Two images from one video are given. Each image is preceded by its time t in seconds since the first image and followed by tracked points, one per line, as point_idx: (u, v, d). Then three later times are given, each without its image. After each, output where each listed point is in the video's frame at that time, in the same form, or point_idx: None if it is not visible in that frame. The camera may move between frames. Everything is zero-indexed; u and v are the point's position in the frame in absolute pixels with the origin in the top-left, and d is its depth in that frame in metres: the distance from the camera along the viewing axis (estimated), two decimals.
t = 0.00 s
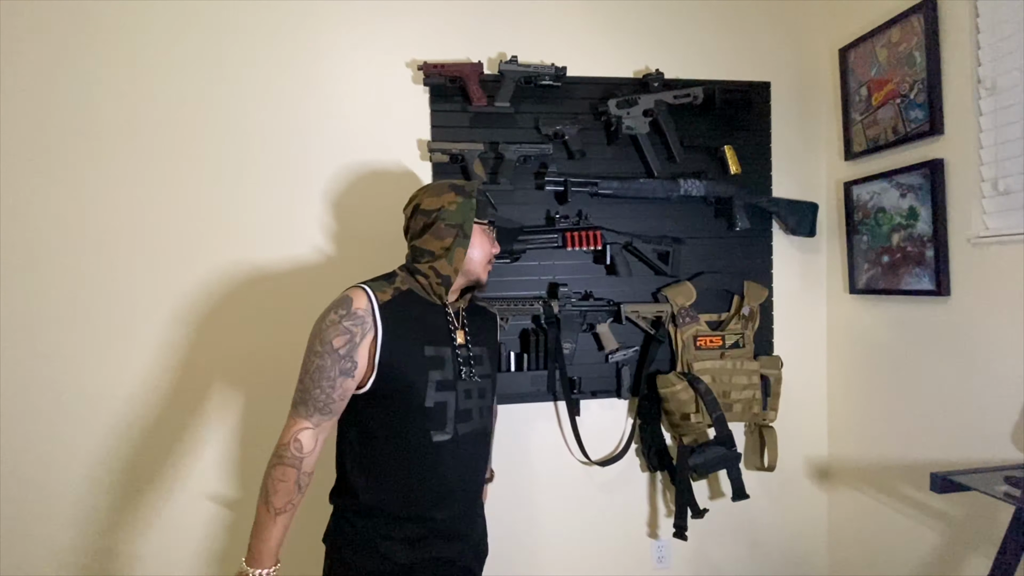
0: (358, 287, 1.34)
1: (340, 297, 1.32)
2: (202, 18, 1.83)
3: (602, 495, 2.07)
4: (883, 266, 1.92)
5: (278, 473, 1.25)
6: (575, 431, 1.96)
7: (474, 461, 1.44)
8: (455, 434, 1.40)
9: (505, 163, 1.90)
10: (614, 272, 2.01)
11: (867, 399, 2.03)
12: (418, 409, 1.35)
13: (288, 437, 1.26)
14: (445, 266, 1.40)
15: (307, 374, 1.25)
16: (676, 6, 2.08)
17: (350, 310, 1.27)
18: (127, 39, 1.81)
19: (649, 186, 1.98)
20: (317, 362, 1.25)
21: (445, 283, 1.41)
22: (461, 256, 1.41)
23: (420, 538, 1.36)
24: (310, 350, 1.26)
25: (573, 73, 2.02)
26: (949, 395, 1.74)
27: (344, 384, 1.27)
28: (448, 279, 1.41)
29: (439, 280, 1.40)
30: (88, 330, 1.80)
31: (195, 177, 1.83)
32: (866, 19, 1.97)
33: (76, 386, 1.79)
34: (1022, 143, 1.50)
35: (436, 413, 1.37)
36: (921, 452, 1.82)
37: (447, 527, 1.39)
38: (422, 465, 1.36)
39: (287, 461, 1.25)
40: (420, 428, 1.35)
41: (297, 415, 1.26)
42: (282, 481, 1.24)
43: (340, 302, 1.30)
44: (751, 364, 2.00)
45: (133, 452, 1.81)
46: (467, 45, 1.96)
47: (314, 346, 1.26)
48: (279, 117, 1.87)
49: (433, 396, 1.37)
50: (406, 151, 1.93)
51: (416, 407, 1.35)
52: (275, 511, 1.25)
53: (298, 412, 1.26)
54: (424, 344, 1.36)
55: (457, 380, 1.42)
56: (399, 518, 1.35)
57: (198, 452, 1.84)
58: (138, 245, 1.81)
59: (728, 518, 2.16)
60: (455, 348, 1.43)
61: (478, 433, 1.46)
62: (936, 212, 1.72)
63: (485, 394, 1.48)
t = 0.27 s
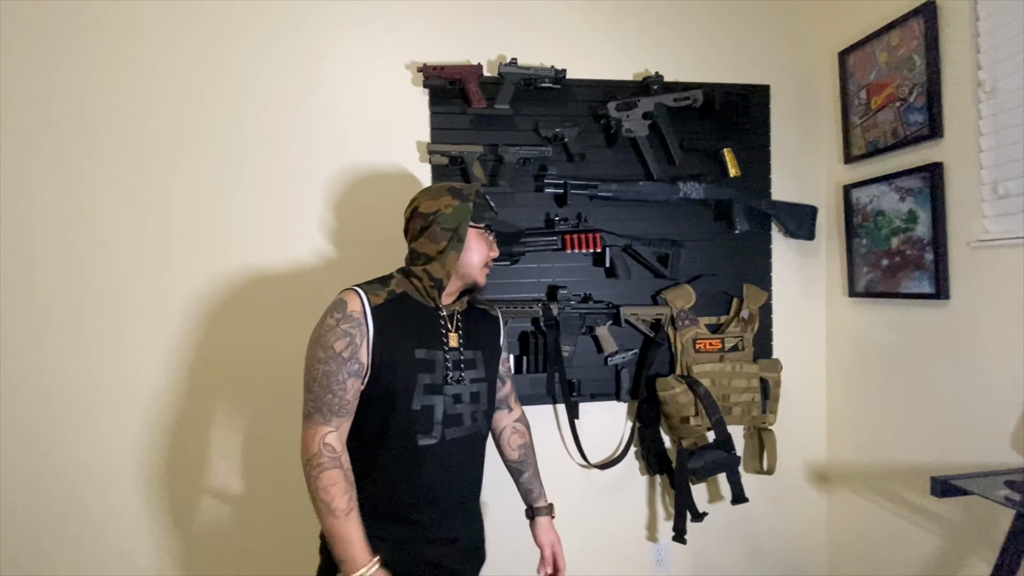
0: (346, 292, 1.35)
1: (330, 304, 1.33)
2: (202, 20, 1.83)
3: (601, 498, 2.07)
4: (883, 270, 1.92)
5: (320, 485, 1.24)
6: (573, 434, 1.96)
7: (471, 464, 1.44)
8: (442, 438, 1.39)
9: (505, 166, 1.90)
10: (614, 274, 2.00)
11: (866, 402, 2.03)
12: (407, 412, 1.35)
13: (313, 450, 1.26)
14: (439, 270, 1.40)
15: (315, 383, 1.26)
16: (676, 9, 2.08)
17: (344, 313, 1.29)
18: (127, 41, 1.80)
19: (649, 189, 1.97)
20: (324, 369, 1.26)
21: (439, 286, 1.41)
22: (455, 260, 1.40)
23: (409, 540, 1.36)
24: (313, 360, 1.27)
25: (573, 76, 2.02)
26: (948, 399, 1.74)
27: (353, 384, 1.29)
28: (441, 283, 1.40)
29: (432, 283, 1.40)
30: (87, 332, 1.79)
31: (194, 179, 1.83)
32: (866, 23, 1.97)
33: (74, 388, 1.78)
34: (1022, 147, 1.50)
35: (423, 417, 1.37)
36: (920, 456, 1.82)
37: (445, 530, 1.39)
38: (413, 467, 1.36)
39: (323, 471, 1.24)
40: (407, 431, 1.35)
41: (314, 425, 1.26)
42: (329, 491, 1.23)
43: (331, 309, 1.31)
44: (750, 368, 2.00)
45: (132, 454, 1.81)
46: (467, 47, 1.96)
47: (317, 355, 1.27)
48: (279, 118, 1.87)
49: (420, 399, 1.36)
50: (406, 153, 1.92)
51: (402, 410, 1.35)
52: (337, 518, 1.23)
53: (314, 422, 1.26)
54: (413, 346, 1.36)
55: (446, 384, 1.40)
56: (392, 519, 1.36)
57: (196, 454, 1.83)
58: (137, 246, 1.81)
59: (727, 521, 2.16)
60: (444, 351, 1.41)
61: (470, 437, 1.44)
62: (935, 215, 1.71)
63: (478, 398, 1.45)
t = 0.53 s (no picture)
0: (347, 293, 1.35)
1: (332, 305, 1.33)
2: (202, 21, 1.83)
3: (602, 500, 2.06)
4: (883, 270, 1.91)
5: (353, 476, 1.21)
6: (574, 435, 1.96)
7: (470, 465, 1.44)
8: (441, 439, 1.39)
9: (505, 167, 1.90)
10: (614, 275, 1.99)
11: (867, 403, 2.02)
12: (407, 413, 1.35)
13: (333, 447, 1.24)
14: (437, 271, 1.39)
15: (326, 382, 1.25)
16: (676, 9, 2.08)
17: (347, 311, 1.29)
18: (127, 42, 1.80)
19: (649, 190, 1.97)
20: (333, 367, 1.25)
21: (438, 287, 1.40)
22: (453, 261, 1.39)
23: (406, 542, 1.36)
24: (320, 360, 1.26)
25: (573, 77, 2.02)
26: (950, 399, 1.73)
27: (363, 379, 1.29)
28: (440, 284, 1.40)
29: (431, 284, 1.40)
30: (88, 334, 1.78)
31: (194, 180, 1.83)
32: (866, 23, 1.97)
33: (75, 391, 1.78)
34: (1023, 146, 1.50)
35: (422, 417, 1.36)
36: (922, 456, 1.81)
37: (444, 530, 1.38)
38: (411, 469, 1.35)
39: (351, 463, 1.22)
40: (406, 431, 1.35)
41: (329, 423, 1.25)
42: (362, 479, 1.21)
43: (333, 309, 1.31)
44: (751, 368, 2.00)
45: (132, 456, 1.80)
46: (467, 48, 1.96)
47: (325, 352, 1.26)
48: (278, 120, 1.87)
49: (420, 398, 1.36)
50: (406, 155, 1.92)
51: (401, 409, 1.34)
52: (387, 500, 1.21)
53: (329, 419, 1.25)
54: (414, 347, 1.36)
55: (445, 384, 1.40)
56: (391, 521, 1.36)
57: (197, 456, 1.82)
58: (138, 248, 1.80)
59: (728, 522, 2.15)
60: (443, 352, 1.41)
61: (471, 438, 1.44)
62: (935, 215, 1.71)
63: (477, 400, 1.44)
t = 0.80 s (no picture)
0: (360, 291, 1.33)
1: (344, 303, 1.30)
2: (202, 23, 1.83)
3: (604, 499, 2.06)
4: (886, 268, 1.91)
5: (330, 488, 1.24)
6: (576, 436, 1.95)
7: (474, 466, 1.44)
8: (454, 438, 1.39)
9: (506, 167, 1.90)
10: (615, 275, 1.99)
11: (871, 401, 2.02)
12: (420, 414, 1.35)
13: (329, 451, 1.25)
14: (448, 272, 1.39)
15: (334, 384, 1.24)
16: (675, 8, 2.07)
17: (361, 313, 1.28)
18: (128, 45, 1.81)
19: (650, 189, 1.97)
20: (342, 370, 1.24)
21: (448, 288, 1.40)
22: (464, 262, 1.40)
23: (416, 541, 1.36)
24: (329, 361, 1.25)
25: (573, 76, 2.01)
26: (952, 397, 1.73)
27: (371, 383, 1.29)
28: (451, 285, 1.40)
29: (442, 285, 1.39)
30: (91, 335, 1.79)
31: (196, 182, 1.83)
32: (867, 20, 1.96)
33: (78, 392, 1.79)
34: None
35: (436, 417, 1.36)
36: (924, 455, 1.81)
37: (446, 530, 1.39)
38: (421, 469, 1.35)
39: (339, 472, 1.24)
40: (419, 432, 1.35)
41: (333, 425, 1.25)
42: (339, 492, 1.25)
43: (346, 308, 1.29)
44: (754, 368, 1.99)
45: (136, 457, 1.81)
46: (467, 48, 1.96)
47: (334, 353, 1.25)
48: (279, 120, 1.87)
49: (434, 399, 1.36)
50: (407, 155, 1.92)
51: (416, 410, 1.34)
52: (340, 534, 1.24)
53: (332, 423, 1.25)
54: (426, 348, 1.36)
55: (457, 385, 1.40)
56: (394, 521, 1.35)
57: (200, 457, 1.83)
58: (140, 249, 1.81)
59: (730, 521, 2.15)
60: (453, 352, 1.41)
61: (477, 438, 1.44)
62: (938, 213, 1.71)
63: (484, 399, 1.46)
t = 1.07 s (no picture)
0: (365, 289, 1.33)
1: (348, 300, 1.31)
2: (201, 24, 1.83)
3: (606, 497, 2.06)
4: (888, 265, 1.90)
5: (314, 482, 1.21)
6: (578, 434, 1.95)
7: (477, 465, 1.44)
8: (459, 437, 1.39)
9: (506, 166, 1.89)
10: (617, 273, 1.99)
11: (874, 398, 2.01)
12: (426, 414, 1.34)
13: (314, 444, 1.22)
14: (451, 271, 1.39)
15: (327, 378, 1.23)
16: (675, 5, 2.07)
17: (360, 310, 1.27)
18: (128, 45, 1.81)
19: (651, 187, 1.96)
20: (336, 364, 1.23)
21: (450, 287, 1.40)
22: (466, 262, 1.40)
23: (422, 540, 1.35)
24: (326, 355, 1.25)
25: (573, 74, 2.01)
26: (956, 394, 1.72)
27: (365, 382, 1.26)
28: (453, 284, 1.40)
29: (444, 284, 1.39)
30: (93, 336, 1.80)
31: (197, 182, 1.83)
32: (868, 16, 1.95)
33: (82, 392, 1.79)
34: None
35: (441, 416, 1.36)
36: (928, 452, 1.80)
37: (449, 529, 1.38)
38: (425, 468, 1.35)
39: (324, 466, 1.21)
40: (426, 432, 1.34)
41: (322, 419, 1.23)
42: (324, 489, 1.21)
43: (349, 304, 1.29)
44: (757, 365, 1.99)
45: (139, 457, 1.81)
46: (466, 47, 1.96)
47: (331, 348, 1.24)
48: (279, 120, 1.87)
49: (440, 398, 1.36)
50: (407, 155, 1.92)
51: (423, 410, 1.34)
52: (329, 528, 1.21)
53: (322, 417, 1.23)
54: (432, 348, 1.36)
55: (462, 383, 1.40)
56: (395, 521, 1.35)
57: (202, 457, 1.83)
58: (141, 250, 1.81)
59: (733, 519, 2.15)
60: (458, 352, 1.41)
61: (480, 436, 1.44)
62: (941, 209, 1.70)
63: (487, 397, 1.46)
